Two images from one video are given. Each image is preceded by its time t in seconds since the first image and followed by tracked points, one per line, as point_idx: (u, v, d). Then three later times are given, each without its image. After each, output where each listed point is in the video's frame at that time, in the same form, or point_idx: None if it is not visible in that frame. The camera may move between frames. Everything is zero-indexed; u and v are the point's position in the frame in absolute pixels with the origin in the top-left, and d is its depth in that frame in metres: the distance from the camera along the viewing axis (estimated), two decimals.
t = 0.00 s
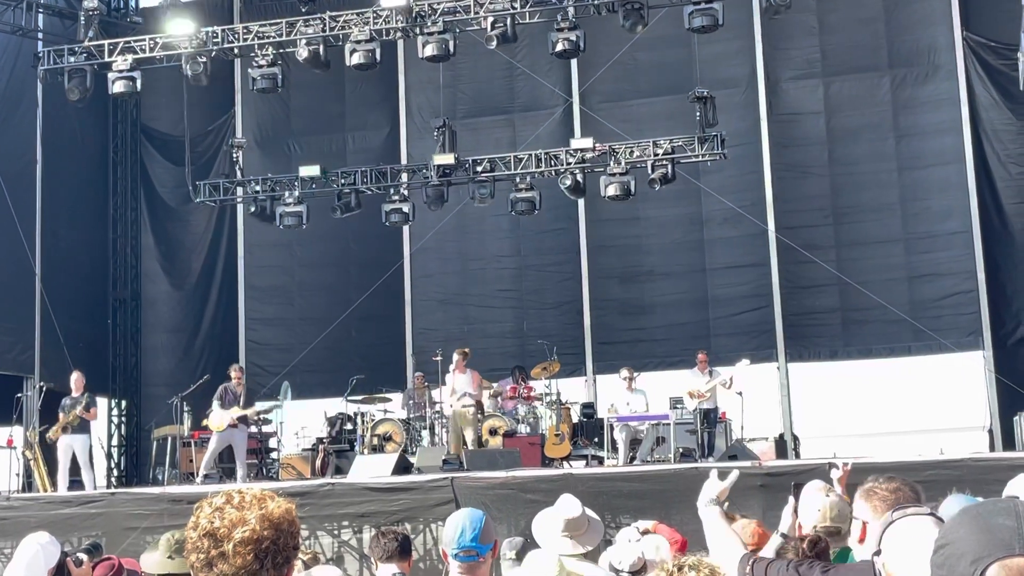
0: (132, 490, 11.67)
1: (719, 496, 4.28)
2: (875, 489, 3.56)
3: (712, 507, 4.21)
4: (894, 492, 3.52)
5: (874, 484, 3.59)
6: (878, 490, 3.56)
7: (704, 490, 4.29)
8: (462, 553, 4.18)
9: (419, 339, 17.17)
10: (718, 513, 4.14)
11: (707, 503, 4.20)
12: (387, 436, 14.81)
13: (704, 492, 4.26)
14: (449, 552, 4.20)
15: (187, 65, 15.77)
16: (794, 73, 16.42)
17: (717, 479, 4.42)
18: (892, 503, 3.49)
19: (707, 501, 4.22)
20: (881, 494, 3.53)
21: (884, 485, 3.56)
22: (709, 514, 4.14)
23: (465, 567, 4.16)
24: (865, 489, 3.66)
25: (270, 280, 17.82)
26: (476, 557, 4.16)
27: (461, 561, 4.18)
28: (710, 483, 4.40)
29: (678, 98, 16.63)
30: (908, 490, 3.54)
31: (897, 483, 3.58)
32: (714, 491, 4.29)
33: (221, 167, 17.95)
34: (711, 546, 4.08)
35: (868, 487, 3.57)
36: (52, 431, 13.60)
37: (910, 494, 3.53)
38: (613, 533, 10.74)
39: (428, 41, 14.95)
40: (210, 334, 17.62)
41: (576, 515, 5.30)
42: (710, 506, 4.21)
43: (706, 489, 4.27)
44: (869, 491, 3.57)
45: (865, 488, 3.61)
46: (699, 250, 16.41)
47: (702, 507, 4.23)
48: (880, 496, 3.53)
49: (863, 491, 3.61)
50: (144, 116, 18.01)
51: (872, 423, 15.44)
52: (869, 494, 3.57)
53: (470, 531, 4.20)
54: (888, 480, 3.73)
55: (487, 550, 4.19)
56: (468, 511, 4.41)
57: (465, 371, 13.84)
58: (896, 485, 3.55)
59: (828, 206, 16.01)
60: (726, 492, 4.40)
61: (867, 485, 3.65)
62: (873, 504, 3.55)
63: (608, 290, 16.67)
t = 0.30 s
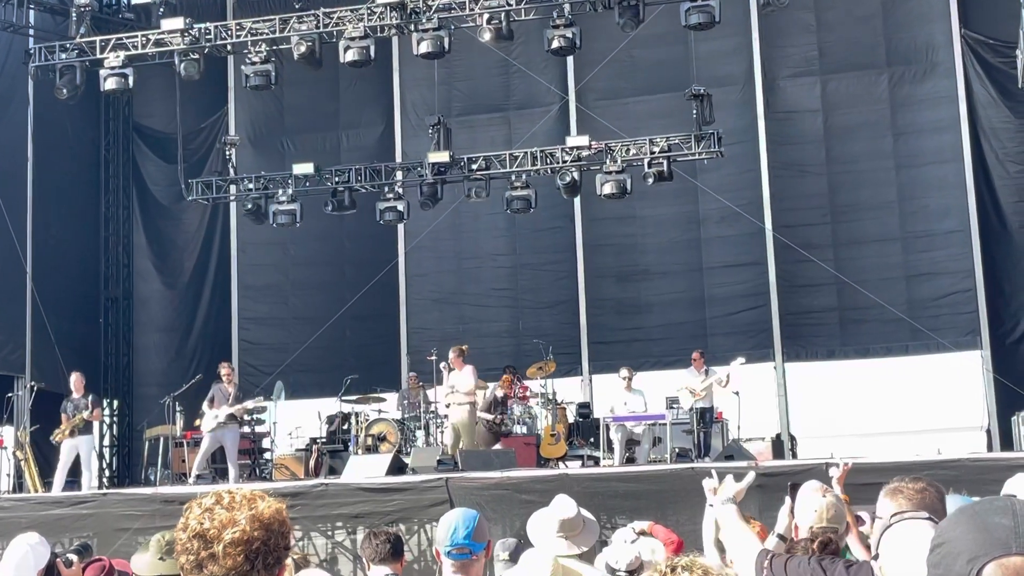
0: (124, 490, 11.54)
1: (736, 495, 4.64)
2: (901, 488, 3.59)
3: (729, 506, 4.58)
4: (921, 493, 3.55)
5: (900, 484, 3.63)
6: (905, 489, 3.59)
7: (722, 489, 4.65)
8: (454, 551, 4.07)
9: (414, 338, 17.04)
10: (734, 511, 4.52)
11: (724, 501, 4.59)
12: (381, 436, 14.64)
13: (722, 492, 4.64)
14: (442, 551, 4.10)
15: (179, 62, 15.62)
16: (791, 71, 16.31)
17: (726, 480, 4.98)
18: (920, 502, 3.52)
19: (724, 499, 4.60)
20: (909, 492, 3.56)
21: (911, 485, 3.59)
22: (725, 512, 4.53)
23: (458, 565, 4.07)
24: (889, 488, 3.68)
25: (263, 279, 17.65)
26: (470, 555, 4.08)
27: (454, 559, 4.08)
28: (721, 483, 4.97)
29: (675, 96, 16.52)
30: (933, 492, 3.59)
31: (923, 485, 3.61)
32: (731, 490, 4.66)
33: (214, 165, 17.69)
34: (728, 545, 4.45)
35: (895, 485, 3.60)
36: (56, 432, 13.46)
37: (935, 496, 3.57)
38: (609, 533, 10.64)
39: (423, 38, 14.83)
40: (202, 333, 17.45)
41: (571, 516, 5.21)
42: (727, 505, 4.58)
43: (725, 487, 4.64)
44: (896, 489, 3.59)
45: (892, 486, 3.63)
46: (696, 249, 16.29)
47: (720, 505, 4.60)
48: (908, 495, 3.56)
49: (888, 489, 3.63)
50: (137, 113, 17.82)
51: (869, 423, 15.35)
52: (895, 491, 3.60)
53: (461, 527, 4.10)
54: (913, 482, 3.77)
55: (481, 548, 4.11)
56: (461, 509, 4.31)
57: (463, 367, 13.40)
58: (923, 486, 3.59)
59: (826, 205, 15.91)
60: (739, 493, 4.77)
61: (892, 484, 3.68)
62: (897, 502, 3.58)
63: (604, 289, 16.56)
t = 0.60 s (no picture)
0: (109, 493, 11.19)
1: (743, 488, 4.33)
2: (898, 489, 3.37)
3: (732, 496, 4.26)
4: (919, 495, 3.32)
5: (897, 484, 3.40)
6: (901, 490, 3.36)
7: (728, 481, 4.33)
8: (448, 554, 3.94)
9: (406, 338, 16.72)
10: (738, 502, 4.19)
11: (727, 492, 4.25)
12: (373, 438, 14.34)
13: (728, 483, 4.35)
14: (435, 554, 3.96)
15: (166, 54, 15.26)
16: (791, 65, 16.01)
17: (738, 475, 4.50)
18: (917, 504, 3.29)
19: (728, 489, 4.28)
20: (905, 493, 3.33)
21: (907, 486, 3.37)
22: (728, 502, 4.19)
23: (451, 568, 3.93)
24: (885, 487, 3.46)
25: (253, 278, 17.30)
26: (463, 559, 3.95)
27: (447, 562, 3.94)
28: (733, 478, 4.51)
29: (673, 91, 16.20)
30: (932, 492, 3.36)
31: (920, 485, 3.39)
32: (737, 482, 4.42)
33: (202, 160, 17.14)
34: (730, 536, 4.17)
35: (891, 485, 3.38)
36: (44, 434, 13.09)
37: (934, 497, 3.34)
38: (606, 538, 10.35)
39: (416, 30, 14.52)
40: (190, 332, 17.07)
41: (567, 518, 4.91)
42: (730, 496, 4.24)
43: (730, 478, 4.38)
44: (893, 490, 3.37)
45: (888, 487, 3.41)
46: (694, 246, 15.98)
47: (723, 494, 4.29)
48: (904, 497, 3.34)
49: (884, 490, 3.40)
50: (123, 108, 17.32)
51: (870, 424, 15.06)
52: (892, 492, 3.37)
53: (457, 530, 3.97)
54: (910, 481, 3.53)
55: (475, 553, 3.99)
56: (456, 512, 4.19)
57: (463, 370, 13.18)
58: (920, 487, 3.36)
59: (826, 202, 15.60)
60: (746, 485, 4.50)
61: (888, 484, 3.46)
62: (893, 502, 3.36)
63: (600, 287, 16.24)
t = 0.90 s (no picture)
0: (92, 493, 10.89)
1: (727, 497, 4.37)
2: (851, 493, 3.14)
3: (717, 507, 4.32)
4: (872, 496, 3.10)
5: (850, 487, 3.18)
6: (854, 493, 3.14)
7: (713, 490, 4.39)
8: (441, 559, 4.01)
9: (396, 336, 16.43)
10: (722, 513, 4.28)
11: (711, 503, 4.32)
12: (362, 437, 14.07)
13: (711, 493, 4.39)
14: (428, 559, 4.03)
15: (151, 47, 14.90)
16: (787, 60, 15.77)
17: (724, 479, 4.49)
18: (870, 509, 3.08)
19: (712, 500, 4.34)
20: (858, 499, 3.11)
21: (860, 488, 3.14)
22: (712, 514, 4.29)
23: (445, 572, 3.99)
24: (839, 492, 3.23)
25: (238, 275, 16.99)
26: (457, 564, 4.01)
27: (440, 567, 4.01)
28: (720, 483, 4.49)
29: (667, 85, 15.94)
30: (887, 490, 3.13)
31: (875, 484, 3.16)
32: (721, 491, 4.39)
33: (188, 155, 17.01)
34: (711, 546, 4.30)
35: (843, 491, 3.15)
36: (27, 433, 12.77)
37: (890, 496, 3.11)
38: (598, 539, 10.10)
39: (405, 23, 14.21)
40: (175, 330, 16.73)
41: (558, 519, 5.03)
42: (714, 508, 4.32)
43: (714, 489, 4.38)
44: (845, 495, 3.14)
45: (841, 491, 3.18)
46: (688, 243, 15.73)
47: (707, 506, 4.35)
48: (858, 502, 3.12)
49: (838, 495, 3.18)
50: (107, 102, 16.96)
51: (866, 423, 14.83)
52: (845, 497, 3.15)
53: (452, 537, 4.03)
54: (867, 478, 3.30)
55: (468, 558, 4.04)
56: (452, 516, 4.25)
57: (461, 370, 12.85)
58: (873, 487, 3.14)
59: (823, 198, 15.36)
60: (733, 492, 4.52)
61: (843, 487, 3.23)
62: (847, 509, 3.14)
63: (593, 285, 15.98)
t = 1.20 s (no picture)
0: (80, 492, 10.76)
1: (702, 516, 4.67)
2: (809, 496, 3.07)
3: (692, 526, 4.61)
4: (829, 497, 3.02)
5: (810, 489, 3.10)
6: (812, 496, 3.06)
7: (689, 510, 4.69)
8: (432, 556, 3.99)
9: (387, 334, 16.30)
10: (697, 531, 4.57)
11: (685, 522, 4.61)
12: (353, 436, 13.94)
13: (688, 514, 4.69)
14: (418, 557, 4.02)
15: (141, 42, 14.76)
16: (781, 56, 15.66)
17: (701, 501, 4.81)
18: (825, 507, 2.99)
19: (687, 520, 4.63)
20: (815, 501, 3.03)
21: (819, 489, 3.06)
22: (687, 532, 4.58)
23: (435, 570, 3.98)
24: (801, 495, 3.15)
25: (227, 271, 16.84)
26: (447, 563, 3.99)
27: (430, 565, 3.99)
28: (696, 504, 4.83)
29: (660, 81, 15.82)
30: (847, 490, 3.04)
31: (835, 484, 3.08)
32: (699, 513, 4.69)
33: (177, 150, 16.76)
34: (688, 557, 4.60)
35: (802, 494, 3.08)
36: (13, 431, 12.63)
37: (850, 496, 3.02)
38: (589, 538, 9.99)
39: (396, 18, 14.11)
40: (165, 328, 16.58)
41: (551, 518, 5.07)
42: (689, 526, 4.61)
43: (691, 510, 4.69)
44: (803, 497, 3.07)
45: (802, 495, 3.11)
46: (681, 240, 15.62)
47: (685, 525, 4.64)
48: (816, 503, 3.03)
49: (798, 499, 3.11)
50: (95, 97, 16.84)
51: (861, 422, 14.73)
52: (805, 501, 3.07)
53: (442, 533, 4.02)
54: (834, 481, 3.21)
55: (459, 556, 4.03)
56: (444, 514, 4.23)
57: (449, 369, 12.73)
58: (832, 488, 3.05)
59: (817, 195, 15.26)
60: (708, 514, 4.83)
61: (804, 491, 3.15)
62: (806, 512, 3.05)
63: (586, 282, 15.85)
